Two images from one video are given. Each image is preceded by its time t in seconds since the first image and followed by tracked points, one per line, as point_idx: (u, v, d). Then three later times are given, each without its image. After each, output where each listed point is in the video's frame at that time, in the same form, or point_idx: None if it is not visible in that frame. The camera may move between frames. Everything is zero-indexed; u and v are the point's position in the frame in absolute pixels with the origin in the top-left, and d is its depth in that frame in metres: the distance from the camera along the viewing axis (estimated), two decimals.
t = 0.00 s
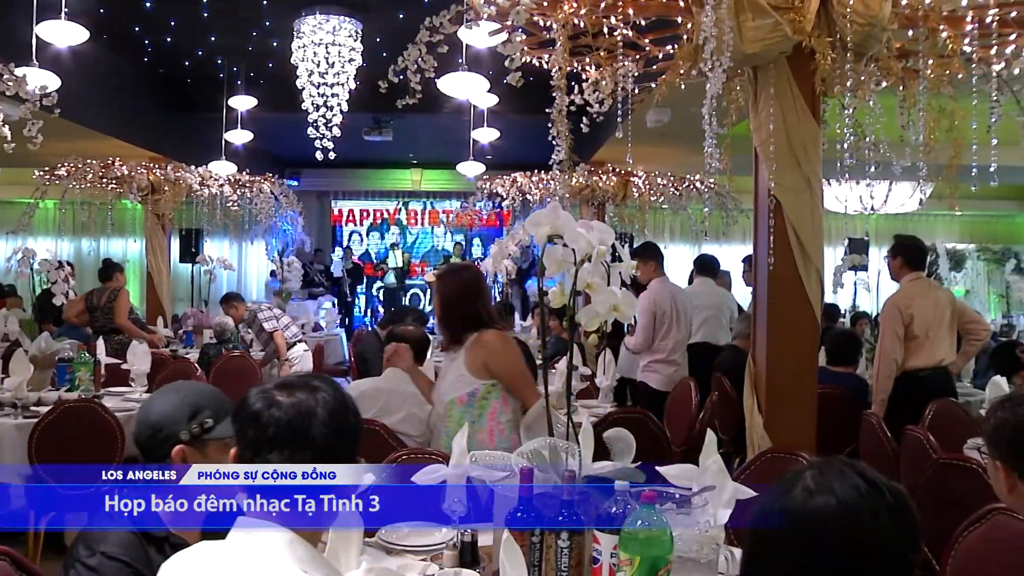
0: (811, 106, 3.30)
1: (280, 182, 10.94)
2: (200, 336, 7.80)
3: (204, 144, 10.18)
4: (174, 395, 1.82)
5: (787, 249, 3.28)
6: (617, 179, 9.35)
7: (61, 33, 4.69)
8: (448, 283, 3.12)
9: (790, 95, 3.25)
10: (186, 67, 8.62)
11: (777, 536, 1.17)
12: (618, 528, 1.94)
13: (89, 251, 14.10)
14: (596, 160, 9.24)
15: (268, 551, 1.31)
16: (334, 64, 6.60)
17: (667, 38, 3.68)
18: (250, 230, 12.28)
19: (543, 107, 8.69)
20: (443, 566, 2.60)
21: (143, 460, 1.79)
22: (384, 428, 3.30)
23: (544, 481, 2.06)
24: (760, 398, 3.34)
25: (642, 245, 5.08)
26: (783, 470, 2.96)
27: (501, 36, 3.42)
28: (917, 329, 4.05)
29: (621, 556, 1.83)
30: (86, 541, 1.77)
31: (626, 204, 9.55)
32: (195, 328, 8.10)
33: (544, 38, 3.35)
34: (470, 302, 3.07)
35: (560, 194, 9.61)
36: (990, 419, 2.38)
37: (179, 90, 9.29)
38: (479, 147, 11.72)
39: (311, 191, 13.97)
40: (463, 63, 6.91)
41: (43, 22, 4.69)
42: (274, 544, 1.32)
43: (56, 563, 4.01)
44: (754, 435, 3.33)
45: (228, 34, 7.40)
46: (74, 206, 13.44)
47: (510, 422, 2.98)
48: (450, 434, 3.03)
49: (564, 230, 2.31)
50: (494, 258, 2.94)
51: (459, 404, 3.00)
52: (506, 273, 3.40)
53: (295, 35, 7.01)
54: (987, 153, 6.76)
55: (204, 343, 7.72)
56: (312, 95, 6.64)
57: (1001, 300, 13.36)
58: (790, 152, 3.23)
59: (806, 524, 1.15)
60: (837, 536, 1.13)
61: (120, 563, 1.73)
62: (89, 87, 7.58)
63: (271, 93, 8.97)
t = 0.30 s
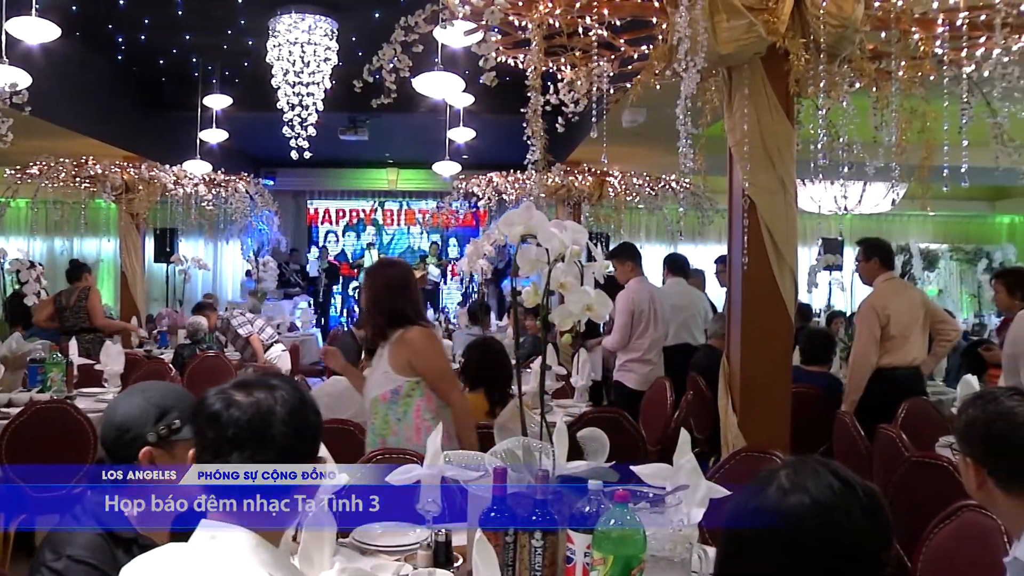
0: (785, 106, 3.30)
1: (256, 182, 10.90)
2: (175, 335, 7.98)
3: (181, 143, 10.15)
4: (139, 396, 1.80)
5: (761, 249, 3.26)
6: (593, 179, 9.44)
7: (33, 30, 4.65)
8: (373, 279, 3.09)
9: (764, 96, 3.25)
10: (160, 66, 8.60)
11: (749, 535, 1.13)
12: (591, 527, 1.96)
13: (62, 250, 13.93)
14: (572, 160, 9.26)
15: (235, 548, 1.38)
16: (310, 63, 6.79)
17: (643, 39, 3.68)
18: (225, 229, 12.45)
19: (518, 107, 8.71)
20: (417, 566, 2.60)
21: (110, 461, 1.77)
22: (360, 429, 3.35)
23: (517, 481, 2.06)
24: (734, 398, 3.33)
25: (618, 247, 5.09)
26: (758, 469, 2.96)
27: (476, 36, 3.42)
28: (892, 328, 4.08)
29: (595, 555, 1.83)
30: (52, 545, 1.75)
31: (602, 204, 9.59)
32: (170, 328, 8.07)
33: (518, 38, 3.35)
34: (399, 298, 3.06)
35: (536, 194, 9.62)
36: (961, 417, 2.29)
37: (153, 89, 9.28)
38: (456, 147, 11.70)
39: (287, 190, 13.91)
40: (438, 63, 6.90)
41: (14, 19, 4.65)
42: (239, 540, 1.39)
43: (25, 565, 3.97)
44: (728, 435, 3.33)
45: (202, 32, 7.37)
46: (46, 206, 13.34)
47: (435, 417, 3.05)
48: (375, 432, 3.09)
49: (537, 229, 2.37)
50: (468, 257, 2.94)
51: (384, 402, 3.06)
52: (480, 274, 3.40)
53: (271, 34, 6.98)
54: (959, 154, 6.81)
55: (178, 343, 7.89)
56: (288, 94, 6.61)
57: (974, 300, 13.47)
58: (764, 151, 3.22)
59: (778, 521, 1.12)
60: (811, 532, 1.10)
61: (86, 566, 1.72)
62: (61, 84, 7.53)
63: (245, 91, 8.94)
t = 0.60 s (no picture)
0: (756, 106, 3.30)
1: (230, 181, 10.89)
2: (147, 335, 7.93)
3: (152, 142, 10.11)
4: (115, 396, 1.78)
5: (733, 248, 3.27)
6: (567, 178, 9.24)
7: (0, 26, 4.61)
8: (292, 282, 3.13)
9: (736, 96, 3.25)
10: (132, 63, 8.54)
11: (717, 531, 1.15)
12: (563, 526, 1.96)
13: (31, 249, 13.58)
14: (546, 160, 9.25)
15: (192, 549, 1.34)
16: (283, 62, 6.74)
17: (616, 39, 3.67)
18: (200, 228, 12.22)
19: (491, 107, 8.69)
20: (390, 567, 2.59)
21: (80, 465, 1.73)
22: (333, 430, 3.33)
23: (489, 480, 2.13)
24: (706, 396, 3.34)
25: (590, 249, 5.19)
26: (728, 469, 2.98)
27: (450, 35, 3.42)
28: (832, 330, 4.07)
29: (567, 555, 1.84)
30: (18, 548, 1.71)
31: (577, 204, 9.59)
32: (142, 328, 8.02)
33: (493, 38, 3.35)
34: (318, 305, 3.07)
35: (510, 194, 9.60)
36: (927, 415, 2.31)
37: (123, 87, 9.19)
38: (428, 146, 11.62)
39: (262, 189, 13.85)
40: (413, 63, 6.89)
41: None
42: (198, 540, 1.36)
43: None
44: (700, 431, 3.34)
45: (174, 30, 7.32)
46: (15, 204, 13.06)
47: (339, 421, 3.10)
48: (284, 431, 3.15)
49: (509, 229, 2.43)
50: (442, 258, 2.94)
51: (293, 405, 3.11)
52: (453, 274, 3.39)
53: (244, 33, 6.95)
54: (926, 156, 6.91)
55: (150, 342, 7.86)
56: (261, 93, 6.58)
57: (944, 300, 13.97)
58: (736, 150, 3.23)
59: (745, 518, 1.14)
60: (773, 531, 1.12)
61: (54, 569, 1.69)
62: (26, 81, 7.44)
63: (219, 89, 8.90)
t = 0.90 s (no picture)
0: (728, 106, 3.29)
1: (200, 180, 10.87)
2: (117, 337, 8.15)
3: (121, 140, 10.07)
4: (87, 399, 1.79)
5: (705, 248, 3.25)
6: (540, 178, 9.36)
7: None
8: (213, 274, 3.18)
9: (707, 96, 3.24)
10: (101, 61, 8.46)
11: (692, 528, 1.13)
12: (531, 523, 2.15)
13: None
14: (519, 159, 9.25)
15: (163, 548, 1.34)
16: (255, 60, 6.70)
17: (588, 39, 3.67)
18: (169, 228, 12.45)
19: (462, 106, 8.70)
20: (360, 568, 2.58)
21: (48, 467, 1.75)
22: (303, 426, 3.30)
23: (460, 478, 2.33)
24: (678, 395, 3.32)
25: (565, 247, 5.17)
26: (698, 469, 2.98)
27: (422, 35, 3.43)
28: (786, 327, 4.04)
29: (538, 555, 1.97)
30: None
31: (549, 203, 9.61)
32: (113, 328, 7.99)
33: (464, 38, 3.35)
34: (236, 298, 3.12)
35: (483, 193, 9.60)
36: (893, 415, 2.31)
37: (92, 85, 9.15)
38: (400, 146, 11.56)
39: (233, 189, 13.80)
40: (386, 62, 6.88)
41: None
42: (167, 538, 1.35)
43: None
44: (671, 432, 3.32)
45: (146, 28, 7.28)
46: None
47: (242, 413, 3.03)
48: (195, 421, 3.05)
49: (479, 229, 2.54)
50: (414, 257, 2.94)
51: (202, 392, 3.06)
52: (424, 273, 3.40)
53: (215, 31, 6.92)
54: (895, 157, 6.99)
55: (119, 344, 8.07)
56: (233, 92, 6.55)
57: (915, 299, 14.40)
58: (707, 150, 3.22)
59: (717, 520, 1.11)
60: (742, 528, 1.10)
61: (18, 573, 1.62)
62: None
63: (189, 89, 8.85)
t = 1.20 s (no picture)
0: (700, 107, 3.28)
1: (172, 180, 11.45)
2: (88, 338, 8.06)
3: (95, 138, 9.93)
4: (49, 401, 1.77)
5: (676, 248, 3.24)
6: (513, 178, 9.37)
7: None
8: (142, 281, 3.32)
9: (680, 96, 3.22)
10: (71, 58, 8.49)
11: (667, 522, 1.12)
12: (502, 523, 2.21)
13: None
14: (492, 159, 9.24)
15: (140, 553, 1.39)
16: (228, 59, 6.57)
17: (561, 39, 3.66)
18: (142, 227, 12.40)
19: (434, 106, 8.69)
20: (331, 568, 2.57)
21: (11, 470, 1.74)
22: (275, 427, 3.30)
23: (430, 478, 2.32)
24: (649, 393, 3.29)
25: (540, 245, 5.12)
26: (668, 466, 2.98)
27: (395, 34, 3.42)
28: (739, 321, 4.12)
29: (509, 555, 2.05)
30: None
31: (523, 203, 9.62)
32: (83, 328, 7.95)
33: (437, 37, 3.34)
34: (163, 303, 3.27)
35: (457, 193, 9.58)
36: (864, 414, 2.30)
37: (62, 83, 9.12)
38: (374, 147, 11.51)
39: (206, 189, 13.71)
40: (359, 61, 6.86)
41: None
42: (140, 543, 1.41)
43: None
44: (643, 434, 3.28)
45: (116, 26, 7.26)
46: None
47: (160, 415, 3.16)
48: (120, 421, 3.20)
49: (449, 228, 2.54)
50: (387, 256, 2.93)
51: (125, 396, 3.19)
52: (395, 273, 3.37)
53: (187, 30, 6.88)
54: (866, 157, 7.04)
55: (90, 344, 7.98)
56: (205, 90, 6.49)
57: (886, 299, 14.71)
58: (679, 150, 3.20)
59: (699, 521, 1.09)
60: (724, 522, 1.09)
61: None
62: None
63: (163, 85, 8.84)
